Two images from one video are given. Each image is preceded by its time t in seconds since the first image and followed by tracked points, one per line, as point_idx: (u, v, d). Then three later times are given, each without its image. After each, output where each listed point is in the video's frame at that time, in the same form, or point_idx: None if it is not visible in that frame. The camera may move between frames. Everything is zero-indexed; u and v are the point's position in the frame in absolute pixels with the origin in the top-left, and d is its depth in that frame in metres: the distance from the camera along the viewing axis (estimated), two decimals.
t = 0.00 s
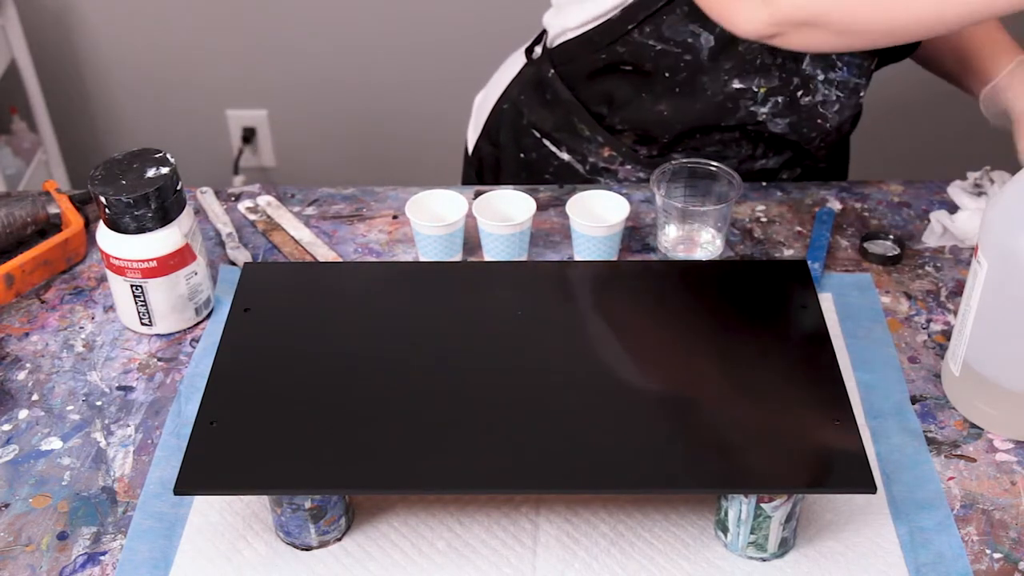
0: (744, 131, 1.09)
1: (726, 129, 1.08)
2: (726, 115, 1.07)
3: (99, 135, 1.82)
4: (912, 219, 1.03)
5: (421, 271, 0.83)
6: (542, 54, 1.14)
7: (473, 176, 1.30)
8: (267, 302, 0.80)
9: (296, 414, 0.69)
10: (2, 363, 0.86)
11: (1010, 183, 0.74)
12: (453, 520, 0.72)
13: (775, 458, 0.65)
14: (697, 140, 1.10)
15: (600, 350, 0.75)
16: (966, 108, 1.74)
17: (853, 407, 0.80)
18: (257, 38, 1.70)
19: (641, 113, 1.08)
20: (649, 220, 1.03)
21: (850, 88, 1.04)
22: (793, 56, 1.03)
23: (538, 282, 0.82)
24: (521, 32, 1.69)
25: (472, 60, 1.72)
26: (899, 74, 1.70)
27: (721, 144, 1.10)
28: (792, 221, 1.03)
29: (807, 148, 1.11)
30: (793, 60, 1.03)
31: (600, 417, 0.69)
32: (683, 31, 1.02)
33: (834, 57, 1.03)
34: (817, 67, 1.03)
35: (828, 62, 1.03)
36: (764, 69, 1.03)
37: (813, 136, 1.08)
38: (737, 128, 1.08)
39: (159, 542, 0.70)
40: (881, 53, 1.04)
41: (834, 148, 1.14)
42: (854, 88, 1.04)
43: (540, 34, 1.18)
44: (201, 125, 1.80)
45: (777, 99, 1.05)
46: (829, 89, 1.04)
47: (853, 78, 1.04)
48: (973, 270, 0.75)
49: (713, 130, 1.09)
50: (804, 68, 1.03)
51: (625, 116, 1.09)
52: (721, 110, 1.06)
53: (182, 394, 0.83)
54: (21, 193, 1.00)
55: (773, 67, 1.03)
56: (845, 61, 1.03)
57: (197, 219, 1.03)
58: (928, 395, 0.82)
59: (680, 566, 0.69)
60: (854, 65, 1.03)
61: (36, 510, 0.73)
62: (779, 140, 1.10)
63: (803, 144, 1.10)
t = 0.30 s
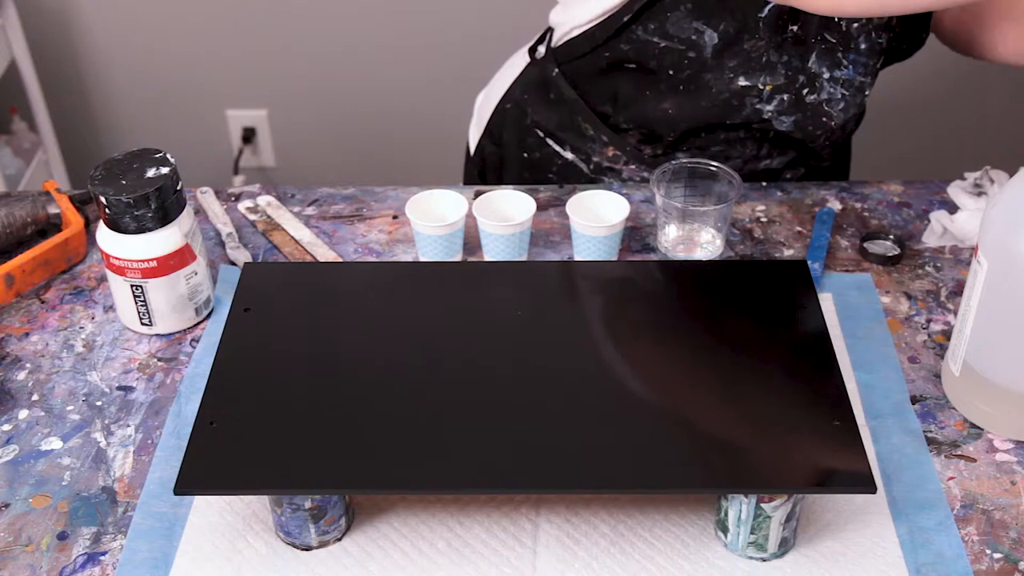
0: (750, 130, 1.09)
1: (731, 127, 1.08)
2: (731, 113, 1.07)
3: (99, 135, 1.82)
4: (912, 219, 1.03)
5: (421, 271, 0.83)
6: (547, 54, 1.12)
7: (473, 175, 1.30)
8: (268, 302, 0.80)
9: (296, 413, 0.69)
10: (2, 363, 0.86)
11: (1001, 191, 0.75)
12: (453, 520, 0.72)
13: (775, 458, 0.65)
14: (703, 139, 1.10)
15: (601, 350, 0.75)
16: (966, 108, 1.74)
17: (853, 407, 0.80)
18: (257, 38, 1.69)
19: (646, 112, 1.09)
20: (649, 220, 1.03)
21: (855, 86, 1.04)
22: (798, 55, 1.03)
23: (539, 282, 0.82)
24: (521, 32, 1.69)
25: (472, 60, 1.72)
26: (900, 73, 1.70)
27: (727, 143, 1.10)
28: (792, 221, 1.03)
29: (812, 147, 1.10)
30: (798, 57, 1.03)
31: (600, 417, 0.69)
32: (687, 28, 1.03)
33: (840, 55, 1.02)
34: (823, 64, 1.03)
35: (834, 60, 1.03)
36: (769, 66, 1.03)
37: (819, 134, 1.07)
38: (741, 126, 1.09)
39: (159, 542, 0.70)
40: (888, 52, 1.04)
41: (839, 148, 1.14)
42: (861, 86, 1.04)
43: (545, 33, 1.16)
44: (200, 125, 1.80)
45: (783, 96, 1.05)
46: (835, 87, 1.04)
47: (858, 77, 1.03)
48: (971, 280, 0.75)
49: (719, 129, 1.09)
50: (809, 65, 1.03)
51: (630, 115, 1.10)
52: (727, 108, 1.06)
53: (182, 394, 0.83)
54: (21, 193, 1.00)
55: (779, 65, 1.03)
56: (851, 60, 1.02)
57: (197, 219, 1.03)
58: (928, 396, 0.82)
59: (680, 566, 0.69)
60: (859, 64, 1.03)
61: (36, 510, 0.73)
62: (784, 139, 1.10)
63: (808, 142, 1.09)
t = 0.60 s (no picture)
0: (750, 129, 1.09)
1: (732, 124, 1.08)
2: (732, 108, 1.06)
3: (98, 135, 1.82)
4: (912, 219, 1.03)
5: (422, 271, 0.83)
6: (547, 54, 1.13)
7: (474, 175, 1.30)
8: (268, 302, 0.80)
9: (297, 414, 0.69)
10: (2, 363, 0.86)
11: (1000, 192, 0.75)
12: (453, 520, 0.72)
13: (775, 458, 0.65)
14: (703, 138, 1.10)
15: (601, 350, 0.75)
16: (967, 108, 1.74)
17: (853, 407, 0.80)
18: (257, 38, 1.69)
19: (646, 108, 1.09)
20: (650, 220, 1.03)
21: (856, 85, 1.04)
22: (800, 50, 1.03)
23: (539, 282, 0.82)
24: (522, 32, 1.69)
25: (472, 60, 1.72)
26: (900, 73, 1.70)
27: (727, 142, 1.10)
28: (792, 221, 1.03)
29: (813, 146, 1.10)
30: (800, 54, 1.03)
31: (600, 417, 0.69)
32: (687, 21, 1.03)
33: (841, 52, 1.02)
34: (825, 61, 1.03)
35: (836, 58, 1.03)
36: (770, 61, 1.03)
37: (819, 132, 1.07)
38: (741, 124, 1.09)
39: (159, 542, 0.70)
40: (890, 51, 1.03)
41: (840, 146, 1.14)
42: (863, 85, 1.04)
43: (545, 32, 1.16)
44: (200, 125, 1.80)
45: (783, 91, 1.05)
46: (836, 84, 1.04)
47: (860, 74, 1.03)
48: (972, 283, 0.75)
49: (718, 126, 1.09)
50: (811, 62, 1.03)
51: (630, 112, 1.10)
52: (727, 103, 1.06)
53: (182, 394, 0.83)
54: (21, 194, 1.00)
55: (780, 60, 1.03)
56: (852, 57, 1.03)
57: (198, 219, 1.03)
58: (928, 396, 0.82)
59: (680, 566, 0.69)
60: (861, 62, 1.03)
61: (35, 510, 0.73)
62: (785, 138, 1.10)
63: (809, 140, 1.09)
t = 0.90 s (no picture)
0: (745, 128, 1.09)
1: (726, 122, 1.08)
2: (726, 107, 1.06)
3: (99, 135, 1.82)
4: (912, 219, 1.03)
5: (422, 271, 0.83)
6: (547, 50, 1.12)
7: (474, 173, 1.29)
8: (268, 302, 0.80)
9: (297, 413, 0.69)
10: (2, 363, 0.86)
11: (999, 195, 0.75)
12: (453, 520, 0.72)
13: (774, 458, 0.65)
14: (699, 137, 1.10)
15: (600, 349, 0.75)
16: (967, 109, 1.74)
17: (853, 407, 0.80)
18: (257, 38, 1.69)
19: (642, 106, 1.09)
20: (649, 220, 1.03)
21: (851, 87, 1.04)
22: (795, 50, 1.03)
23: (539, 282, 0.82)
24: (522, 32, 1.69)
25: (472, 60, 1.72)
26: (900, 75, 1.70)
27: (722, 141, 1.10)
28: (792, 221, 1.03)
29: (808, 147, 1.09)
30: (796, 54, 1.03)
31: (600, 417, 0.69)
32: (682, 19, 1.03)
33: (837, 54, 1.03)
34: (820, 63, 1.03)
35: (831, 59, 1.03)
36: (764, 60, 1.04)
37: (813, 133, 1.07)
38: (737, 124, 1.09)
39: (159, 542, 0.70)
40: (886, 55, 1.03)
41: (836, 149, 1.13)
42: (858, 88, 1.04)
43: (546, 29, 1.17)
44: (200, 125, 1.80)
45: (777, 91, 1.05)
46: (831, 86, 1.04)
47: (855, 77, 1.03)
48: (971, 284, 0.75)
49: (713, 125, 1.09)
50: (806, 62, 1.04)
51: (626, 109, 1.10)
52: (722, 101, 1.06)
53: (182, 394, 0.83)
54: (21, 194, 1.00)
55: (775, 59, 1.04)
56: (848, 58, 1.03)
57: (197, 219, 1.03)
58: (928, 396, 0.82)
59: (680, 566, 0.69)
60: (856, 64, 1.03)
61: (35, 510, 0.73)
62: (780, 138, 1.09)
63: (803, 141, 1.08)
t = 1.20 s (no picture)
0: (745, 130, 1.09)
1: (726, 124, 1.08)
2: (727, 106, 1.06)
3: (98, 135, 1.82)
4: (912, 219, 1.03)
5: (423, 272, 0.83)
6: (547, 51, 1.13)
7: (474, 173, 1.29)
8: (268, 302, 0.80)
9: (297, 413, 0.69)
10: (2, 363, 0.86)
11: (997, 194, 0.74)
12: (453, 520, 0.72)
13: (774, 458, 0.65)
14: (699, 137, 1.10)
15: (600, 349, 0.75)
16: (967, 109, 1.74)
17: (853, 407, 0.80)
18: (256, 38, 1.69)
19: (642, 105, 1.09)
20: (649, 220, 1.03)
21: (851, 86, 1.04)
22: (796, 49, 1.03)
23: (539, 282, 0.82)
24: (522, 32, 1.69)
25: (472, 60, 1.72)
26: (900, 75, 1.70)
27: (721, 143, 1.10)
28: (792, 221, 1.03)
29: (809, 148, 1.09)
30: (796, 52, 1.03)
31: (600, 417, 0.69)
32: (682, 16, 1.03)
33: (838, 52, 1.03)
34: (821, 61, 1.03)
35: (832, 57, 1.03)
36: (765, 58, 1.03)
37: (814, 131, 1.07)
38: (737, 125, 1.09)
39: (158, 542, 0.70)
40: (887, 54, 1.03)
41: (838, 151, 1.13)
42: (858, 86, 1.04)
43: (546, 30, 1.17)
44: (200, 125, 1.80)
45: (777, 89, 1.05)
46: (832, 85, 1.04)
47: (856, 75, 1.03)
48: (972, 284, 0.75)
49: (713, 125, 1.09)
50: (807, 60, 1.03)
51: (627, 109, 1.10)
52: (723, 99, 1.06)
53: (182, 395, 0.83)
54: (21, 194, 1.00)
55: (775, 57, 1.03)
56: (848, 57, 1.03)
57: (197, 219, 1.03)
58: (928, 396, 0.82)
59: (680, 566, 0.69)
60: (857, 62, 1.03)
61: (35, 510, 0.73)
62: (781, 139, 1.10)
63: (804, 141, 1.08)
